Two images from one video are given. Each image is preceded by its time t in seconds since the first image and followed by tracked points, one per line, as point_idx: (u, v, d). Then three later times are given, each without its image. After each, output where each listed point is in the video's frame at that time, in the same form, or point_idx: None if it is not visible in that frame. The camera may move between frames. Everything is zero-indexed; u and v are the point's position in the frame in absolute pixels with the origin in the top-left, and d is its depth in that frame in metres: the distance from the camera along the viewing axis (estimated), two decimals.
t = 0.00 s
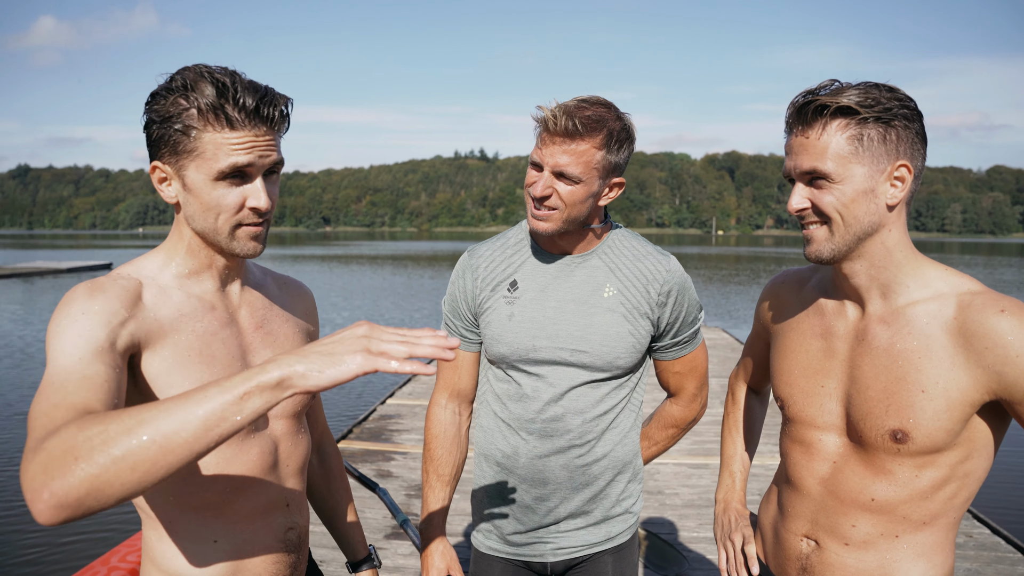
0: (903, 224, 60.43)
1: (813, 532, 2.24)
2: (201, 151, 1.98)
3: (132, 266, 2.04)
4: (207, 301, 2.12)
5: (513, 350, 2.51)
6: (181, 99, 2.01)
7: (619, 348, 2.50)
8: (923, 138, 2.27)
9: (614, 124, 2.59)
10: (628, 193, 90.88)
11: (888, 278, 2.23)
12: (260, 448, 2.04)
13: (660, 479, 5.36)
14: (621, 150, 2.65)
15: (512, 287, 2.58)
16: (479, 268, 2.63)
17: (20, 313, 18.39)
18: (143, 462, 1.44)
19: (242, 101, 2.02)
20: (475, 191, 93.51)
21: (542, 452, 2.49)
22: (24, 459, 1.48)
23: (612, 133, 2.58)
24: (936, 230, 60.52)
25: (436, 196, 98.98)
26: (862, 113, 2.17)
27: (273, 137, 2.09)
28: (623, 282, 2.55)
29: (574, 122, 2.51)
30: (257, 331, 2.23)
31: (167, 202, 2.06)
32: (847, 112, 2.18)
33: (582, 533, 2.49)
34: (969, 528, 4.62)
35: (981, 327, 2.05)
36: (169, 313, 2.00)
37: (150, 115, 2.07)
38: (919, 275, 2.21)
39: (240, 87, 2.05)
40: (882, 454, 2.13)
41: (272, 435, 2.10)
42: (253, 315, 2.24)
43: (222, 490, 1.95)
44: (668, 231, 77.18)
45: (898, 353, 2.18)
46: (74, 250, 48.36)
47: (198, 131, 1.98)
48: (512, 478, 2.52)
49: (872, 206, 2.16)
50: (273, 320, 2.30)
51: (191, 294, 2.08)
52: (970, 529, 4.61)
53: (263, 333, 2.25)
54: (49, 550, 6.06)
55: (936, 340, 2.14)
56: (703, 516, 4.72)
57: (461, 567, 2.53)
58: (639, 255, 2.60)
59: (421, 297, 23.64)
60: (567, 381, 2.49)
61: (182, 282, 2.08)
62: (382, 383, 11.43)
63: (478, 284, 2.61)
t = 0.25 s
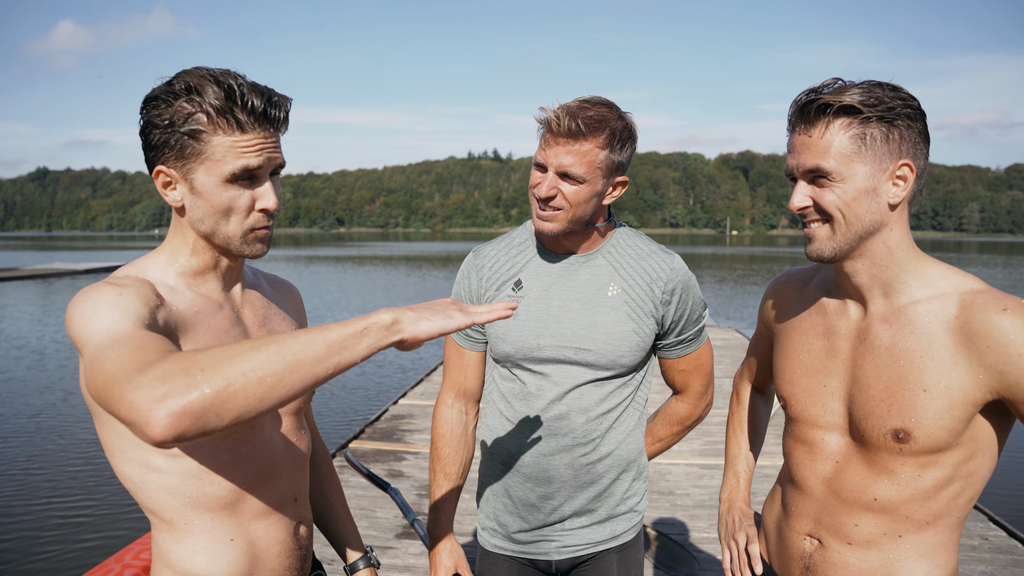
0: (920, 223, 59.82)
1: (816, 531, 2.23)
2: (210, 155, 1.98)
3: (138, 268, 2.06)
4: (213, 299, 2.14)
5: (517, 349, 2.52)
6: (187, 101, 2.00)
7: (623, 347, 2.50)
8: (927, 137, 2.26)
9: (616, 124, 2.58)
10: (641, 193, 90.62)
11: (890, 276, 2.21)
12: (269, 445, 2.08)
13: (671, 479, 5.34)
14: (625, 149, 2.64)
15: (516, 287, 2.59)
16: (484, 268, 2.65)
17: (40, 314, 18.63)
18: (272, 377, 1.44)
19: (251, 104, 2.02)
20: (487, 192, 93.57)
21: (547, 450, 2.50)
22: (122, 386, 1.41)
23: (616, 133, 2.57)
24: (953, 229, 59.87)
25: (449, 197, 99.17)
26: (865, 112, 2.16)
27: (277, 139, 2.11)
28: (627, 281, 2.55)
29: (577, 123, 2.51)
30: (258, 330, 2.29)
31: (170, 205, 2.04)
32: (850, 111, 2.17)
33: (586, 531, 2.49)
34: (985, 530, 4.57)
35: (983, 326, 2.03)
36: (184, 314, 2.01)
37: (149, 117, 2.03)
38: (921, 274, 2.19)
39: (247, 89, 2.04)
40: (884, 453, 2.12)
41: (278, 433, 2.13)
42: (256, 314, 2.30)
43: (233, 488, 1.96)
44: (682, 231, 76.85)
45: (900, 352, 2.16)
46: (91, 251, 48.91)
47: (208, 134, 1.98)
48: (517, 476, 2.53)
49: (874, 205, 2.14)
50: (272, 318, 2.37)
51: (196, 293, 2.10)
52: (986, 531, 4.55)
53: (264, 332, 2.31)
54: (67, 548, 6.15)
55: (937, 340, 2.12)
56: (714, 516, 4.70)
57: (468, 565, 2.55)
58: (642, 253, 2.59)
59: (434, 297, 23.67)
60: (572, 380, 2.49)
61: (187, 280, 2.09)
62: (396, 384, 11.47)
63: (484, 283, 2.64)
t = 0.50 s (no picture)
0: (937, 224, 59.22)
1: (825, 535, 2.21)
2: (228, 160, 1.99)
3: (151, 272, 2.07)
4: (224, 302, 2.16)
5: (524, 351, 2.52)
6: (203, 107, 2.01)
7: (628, 348, 2.49)
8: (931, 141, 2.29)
9: (619, 128, 2.57)
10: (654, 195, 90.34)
11: (896, 276, 2.19)
12: (282, 447, 2.09)
13: (682, 482, 5.32)
14: (628, 152, 2.63)
15: (522, 289, 2.59)
16: (490, 271, 2.66)
17: (59, 317, 18.87)
18: (320, 344, 1.53)
19: (268, 110, 2.06)
20: (500, 194, 93.64)
21: (552, 451, 2.49)
22: (174, 362, 1.46)
23: (619, 136, 2.57)
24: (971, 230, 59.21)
25: (462, 199, 99.35)
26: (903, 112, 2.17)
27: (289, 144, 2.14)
28: (631, 282, 2.54)
29: (581, 128, 2.50)
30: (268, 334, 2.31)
31: (182, 209, 2.03)
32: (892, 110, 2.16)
33: (592, 531, 2.48)
34: (1002, 535, 4.51)
35: (988, 324, 2.02)
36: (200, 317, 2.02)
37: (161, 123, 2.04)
38: (926, 276, 2.18)
39: (262, 96, 2.08)
40: (891, 454, 2.10)
41: (289, 435, 2.15)
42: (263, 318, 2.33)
43: (249, 490, 1.97)
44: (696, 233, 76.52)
45: (906, 352, 2.15)
46: (109, 255, 49.42)
47: (224, 140, 1.99)
48: (523, 477, 2.53)
49: (910, 206, 2.15)
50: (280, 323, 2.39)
51: (206, 296, 2.10)
52: (1003, 536, 4.50)
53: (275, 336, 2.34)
54: (83, 550, 6.23)
55: (941, 338, 2.11)
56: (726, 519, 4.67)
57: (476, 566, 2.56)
58: (646, 255, 2.58)
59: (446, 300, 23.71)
60: (576, 380, 2.49)
61: (198, 284, 2.10)
62: (409, 386, 11.50)
63: (489, 286, 2.65)
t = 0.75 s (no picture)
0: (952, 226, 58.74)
1: (848, 541, 2.17)
2: (232, 174, 1.99)
3: (166, 271, 2.09)
4: (237, 303, 2.18)
5: (529, 352, 2.52)
6: (200, 123, 2.00)
7: (633, 348, 2.48)
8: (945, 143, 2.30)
9: (623, 129, 2.56)
10: (664, 196, 90.10)
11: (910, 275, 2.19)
12: (290, 448, 2.09)
13: (692, 485, 5.29)
14: (631, 153, 2.62)
15: (527, 290, 2.59)
16: (495, 272, 2.66)
17: (72, 319, 19.02)
18: (330, 349, 1.53)
19: (264, 119, 2.03)
20: (511, 196, 93.69)
21: (560, 451, 2.49)
22: (186, 359, 1.47)
23: (622, 138, 2.55)
24: (985, 232, 58.68)
25: (472, 201, 99.41)
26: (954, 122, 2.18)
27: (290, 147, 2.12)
28: (636, 283, 2.53)
29: (585, 130, 2.49)
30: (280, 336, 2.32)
31: (195, 223, 2.06)
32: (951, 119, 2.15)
33: (599, 531, 2.47)
34: (1016, 540, 4.46)
35: (1001, 319, 2.04)
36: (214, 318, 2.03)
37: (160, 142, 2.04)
38: (936, 275, 2.21)
39: (255, 103, 2.05)
40: (914, 453, 2.08)
41: (298, 436, 2.15)
42: (275, 319, 2.35)
43: (256, 490, 1.98)
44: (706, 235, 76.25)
45: (923, 351, 2.14)
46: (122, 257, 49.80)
47: (225, 155, 1.99)
48: (531, 477, 2.52)
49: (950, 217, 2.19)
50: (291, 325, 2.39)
51: (219, 296, 2.12)
52: (1017, 541, 4.45)
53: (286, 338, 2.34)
54: (96, 551, 6.27)
55: (961, 335, 2.11)
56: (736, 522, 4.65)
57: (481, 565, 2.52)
58: (652, 255, 2.58)
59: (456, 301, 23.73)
60: (584, 381, 2.48)
61: (212, 287, 2.12)
62: (418, 388, 11.51)
63: (495, 287, 2.65)
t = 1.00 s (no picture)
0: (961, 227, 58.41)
1: (879, 546, 2.15)
2: (210, 182, 2.01)
3: (177, 269, 2.12)
4: (247, 303, 2.20)
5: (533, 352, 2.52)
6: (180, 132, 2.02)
7: (638, 349, 2.47)
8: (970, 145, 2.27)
9: (627, 130, 2.55)
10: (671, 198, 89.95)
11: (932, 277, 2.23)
12: (295, 450, 2.08)
13: (698, 486, 5.28)
14: (635, 154, 2.61)
15: (532, 291, 2.60)
16: (500, 273, 2.65)
17: (81, 320, 19.11)
18: (356, 350, 1.39)
19: (237, 123, 1.99)
20: (517, 198, 93.71)
21: (564, 451, 2.48)
22: (210, 340, 1.46)
23: (626, 139, 2.55)
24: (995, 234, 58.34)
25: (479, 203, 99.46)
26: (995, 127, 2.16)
27: (273, 146, 2.06)
28: (640, 283, 2.53)
29: (588, 132, 2.48)
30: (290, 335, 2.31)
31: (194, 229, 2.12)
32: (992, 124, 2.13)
33: (603, 531, 2.47)
34: None
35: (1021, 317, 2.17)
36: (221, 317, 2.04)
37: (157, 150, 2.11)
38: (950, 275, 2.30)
39: (229, 107, 2.02)
40: (950, 452, 2.12)
41: (304, 437, 2.14)
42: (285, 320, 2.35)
43: (261, 489, 1.98)
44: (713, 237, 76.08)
45: (950, 350, 2.21)
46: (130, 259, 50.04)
47: (201, 162, 2.00)
48: (536, 477, 2.52)
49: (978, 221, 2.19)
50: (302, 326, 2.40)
51: (229, 295, 2.15)
52: None
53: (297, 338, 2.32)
54: (105, 555, 6.30)
55: (989, 332, 2.20)
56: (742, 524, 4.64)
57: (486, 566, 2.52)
58: (656, 256, 2.57)
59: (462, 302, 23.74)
60: (588, 380, 2.48)
61: (220, 287, 2.14)
62: (424, 390, 11.52)
63: (499, 288, 2.64)
